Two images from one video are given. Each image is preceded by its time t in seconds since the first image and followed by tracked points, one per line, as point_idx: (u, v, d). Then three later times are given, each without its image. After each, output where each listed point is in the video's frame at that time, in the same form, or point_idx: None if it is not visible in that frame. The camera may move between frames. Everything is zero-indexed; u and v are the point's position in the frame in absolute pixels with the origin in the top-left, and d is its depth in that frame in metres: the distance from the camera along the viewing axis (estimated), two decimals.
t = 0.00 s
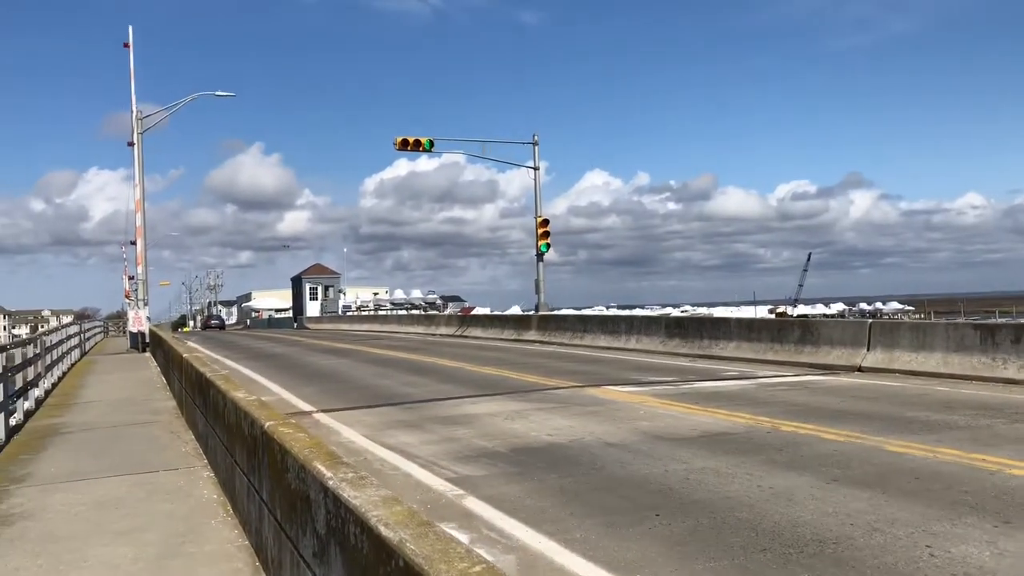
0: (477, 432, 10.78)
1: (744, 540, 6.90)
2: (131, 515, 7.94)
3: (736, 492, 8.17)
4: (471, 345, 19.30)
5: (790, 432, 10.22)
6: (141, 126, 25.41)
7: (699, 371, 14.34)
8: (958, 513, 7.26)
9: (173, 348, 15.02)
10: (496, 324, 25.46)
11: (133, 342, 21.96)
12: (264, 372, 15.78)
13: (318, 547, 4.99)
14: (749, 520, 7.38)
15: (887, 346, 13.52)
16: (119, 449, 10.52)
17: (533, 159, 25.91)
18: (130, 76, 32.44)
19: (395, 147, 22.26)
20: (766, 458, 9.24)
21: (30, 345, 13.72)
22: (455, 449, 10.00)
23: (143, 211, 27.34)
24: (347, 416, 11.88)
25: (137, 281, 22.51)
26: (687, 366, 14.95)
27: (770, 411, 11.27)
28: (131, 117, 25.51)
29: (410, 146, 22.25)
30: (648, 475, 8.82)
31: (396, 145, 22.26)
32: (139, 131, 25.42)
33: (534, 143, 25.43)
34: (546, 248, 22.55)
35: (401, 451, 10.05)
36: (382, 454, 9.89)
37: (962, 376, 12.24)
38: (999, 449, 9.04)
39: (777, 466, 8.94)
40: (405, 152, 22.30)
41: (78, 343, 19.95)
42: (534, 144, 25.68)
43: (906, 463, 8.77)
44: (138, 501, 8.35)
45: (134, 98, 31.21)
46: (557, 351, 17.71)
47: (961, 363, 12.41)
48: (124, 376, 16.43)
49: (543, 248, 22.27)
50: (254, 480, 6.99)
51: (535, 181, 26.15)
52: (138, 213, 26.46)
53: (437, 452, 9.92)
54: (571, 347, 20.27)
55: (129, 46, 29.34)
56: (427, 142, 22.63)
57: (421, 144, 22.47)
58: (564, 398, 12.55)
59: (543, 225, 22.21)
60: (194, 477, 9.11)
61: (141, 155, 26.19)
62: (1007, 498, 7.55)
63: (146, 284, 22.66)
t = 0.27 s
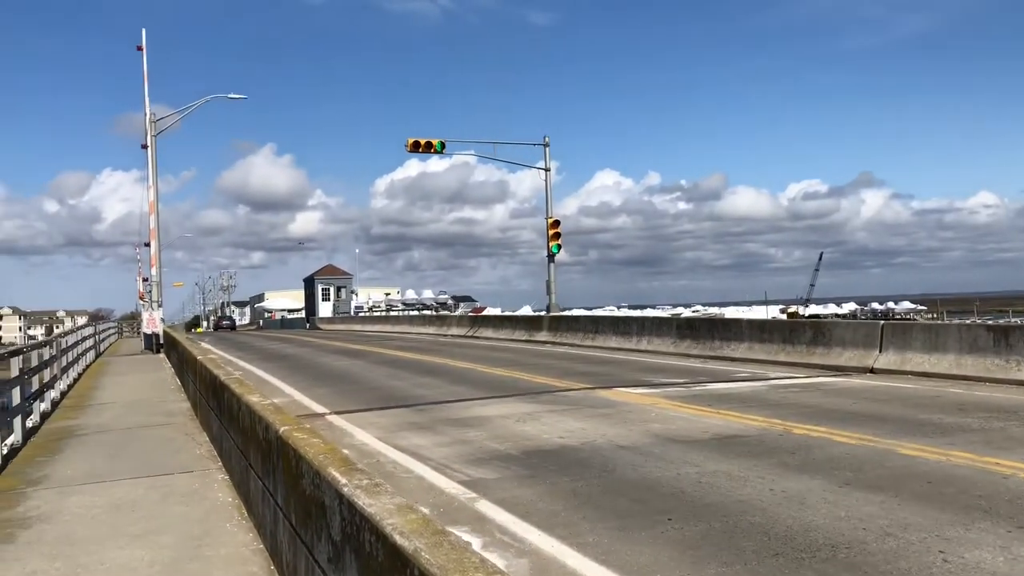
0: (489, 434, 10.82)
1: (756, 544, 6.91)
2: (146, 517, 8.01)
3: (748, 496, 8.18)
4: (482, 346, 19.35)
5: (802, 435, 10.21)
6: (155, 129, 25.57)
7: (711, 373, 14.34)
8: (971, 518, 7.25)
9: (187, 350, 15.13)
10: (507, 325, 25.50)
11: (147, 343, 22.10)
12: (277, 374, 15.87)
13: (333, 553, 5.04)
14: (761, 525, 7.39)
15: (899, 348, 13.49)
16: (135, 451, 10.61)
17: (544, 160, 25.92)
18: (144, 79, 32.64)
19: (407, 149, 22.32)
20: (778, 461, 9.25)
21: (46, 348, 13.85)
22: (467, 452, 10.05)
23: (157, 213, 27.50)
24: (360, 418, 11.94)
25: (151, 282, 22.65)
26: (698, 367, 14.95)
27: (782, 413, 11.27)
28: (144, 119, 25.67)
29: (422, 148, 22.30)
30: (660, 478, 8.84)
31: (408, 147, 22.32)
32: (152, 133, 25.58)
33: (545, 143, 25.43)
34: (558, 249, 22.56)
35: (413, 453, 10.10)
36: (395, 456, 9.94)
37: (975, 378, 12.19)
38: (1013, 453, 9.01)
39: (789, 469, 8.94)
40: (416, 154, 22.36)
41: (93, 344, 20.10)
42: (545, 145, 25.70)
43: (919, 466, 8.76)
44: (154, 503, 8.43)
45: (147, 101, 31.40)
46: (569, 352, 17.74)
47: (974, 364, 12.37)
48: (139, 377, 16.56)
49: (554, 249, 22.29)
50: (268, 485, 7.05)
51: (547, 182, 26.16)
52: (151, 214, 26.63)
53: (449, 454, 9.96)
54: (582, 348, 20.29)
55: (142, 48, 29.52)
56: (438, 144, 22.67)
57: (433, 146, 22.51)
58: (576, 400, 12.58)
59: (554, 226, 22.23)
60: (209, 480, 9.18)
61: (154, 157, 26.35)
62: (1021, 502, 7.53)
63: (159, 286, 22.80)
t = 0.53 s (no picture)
0: (503, 438, 10.85)
1: (771, 551, 6.91)
2: (164, 522, 8.08)
3: (763, 502, 8.17)
4: (497, 348, 19.38)
5: (818, 439, 10.18)
6: (171, 131, 25.74)
7: (726, 375, 14.31)
8: (987, 526, 7.22)
9: (203, 353, 15.23)
10: (521, 326, 25.52)
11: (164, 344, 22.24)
12: (292, 376, 15.96)
13: (349, 562, 5.08)
14: (776, 531, 7.38)
15: (916, 351, 13.41)
16: (152, 454, 10.70)
17: (558, 161, 25.91)
18: (160, 81, 32.85)
19: (421, 151, 22.37)
20: (793, 466, 9.23)
21: (64, 350, 13.98)
22: (481, 456, 10.08)
23: (173, 215, 27.69)
24: (374, 421, 11.99)
25: (168, 284, 22.80)
26: (713, 370, 14.92)
27: (797, 417, 11.23)
28: (161, 122, 25.84)
29: (436, 150, 22.34)
30: (674, 484, 8.84)
31: (422, 149, 22.36)
32: (169, 136, 25.75)
33: (558, 145, 25.44)
34: (572, 250, 22.56)
35: (428, 457, 10.14)
36: (409, 460, 9.99)
37: (992, 381, 12.11)
38: None
39: (804, 475, 8.92)
40: (431, 156, 22.40)
41: (110, 345, 20.26)
42: (559, 146, 25.69)
43: (935, 472, 8.71)
44: (171, 507, 8.50)
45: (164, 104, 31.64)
46: (583, 354, 17.75)
47: (991, 368, 12.28)
48: (156, 378, 16.68)
49: (568, 250, 22.29)
50: (285, 491, 7.10)
51: (561, 183, 26.16)
52: (168, 217, 26.81)
53: (463, 458, 9.99)
54: (597, 350, 20.28)
55: (158, 52, 29.69)
56: (452, 145, 22.71)
57: (447, 148, 22.55)
58: (590, 403, 12.58)
59: (568, 228, 22.23)
60: (225, 484, 9.25)
61: (171, 160, 26.52)
62: None
63: (176, 287, 22.94)
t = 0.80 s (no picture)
0: (515, 441, 10.84)
1: (782, 558, 6.88)
2: (176, 525, 8.12)
3: (775, 508, 8.13)
4: (508, 350, 19.38)
5: (830, 444, 10.13)
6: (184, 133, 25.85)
7: (738, 379, 14.26)
8: (1001, 534, 7.16)
9: (215, 355, 15.29)
10: (532, 328, 25.51)
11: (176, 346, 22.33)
12: (304, 378, 16.00)
13: (359, 570, 5.08)
14: (787, 539, 7.35)
15: (929, 354, 13.32)
16: (164, 456, 10.74)
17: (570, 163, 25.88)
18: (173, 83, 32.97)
19: (433, 153, 22.38)
20: (805, 471, 9.18)
21: (77, 352, 14.06)
22: (492, 459, 10.07)
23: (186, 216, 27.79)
24: (386, 424, 12.01)
25: (180, 285, 22.88)
26: (725, 373, 14.87)
27: (810, 422, 11.18)
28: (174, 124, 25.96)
29: (448, 152, 22.34)
30: (686, 489, 8.81)
31: (434, 151, 22.38)
32: (182, 138, 25.86)
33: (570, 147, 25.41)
34: (583, 252, 22.54)
35: (439, 460, 10.15)
36: (421, 463, 10.00)
37: (1007, 386, 12.01)
38: None
39: (816, 481, 8.87)
40: (442, 158, 22.41)
41: (123, 346, 20.37)
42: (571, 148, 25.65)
43: (949, 479, 8.65)
44: (183, 511, 8.53)
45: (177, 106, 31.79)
46: (595, 357, 17.72)
47: (1005, 372, 12.18)
48: (168, 380, 16.75)
49: (580, 252, 22.26)
50: (296, 496, 7.10)
51: (572, 185, 26.13)
52: (180, 219, 26.91)
53: (474, 462, 9.99)
54: (608, 352, 20.25)
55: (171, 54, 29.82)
56: (464, 147, 22.71)
57: (459, 150, 22.56)
58: (601, 406, 12.56)
59: (580, 230, 22.19)
60: (237, 487, 9.29)
61: (184, 162, 26.64)
62: None
63: (188, 289, 23.02)
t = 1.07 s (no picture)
0: (528, 445, 10.84)
1: (795, 566, 6.85)
2: (190, 527, 8.17)
3: (788, 515, 8.10)
4: (522, 351, 19.39)
5: (845, 450, 10.08)
6: (200, 134, 26.01)
7: (752, 383, 14.20)
8: (1017, 543, 7.10)
9: (230, 356, 15.38)
10: (546, 330, 25.50)
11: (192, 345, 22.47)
12: (318, 379, 16.07)
13: None
14: (801, 546, 7.32)
15: (945, 359, 13.22)
16: (180, 458, 10.82)
17: (584, 166, 25.86)
18: (190, 84, 33.17)
19: (447, 155, 22.42)
20: (819, 477, 9.14)
21: (94, 353, 14.17)
22: (505, 463, 10.08)
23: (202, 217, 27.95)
24: (399, 427, 12.03)
25: (197, 286, 23.02)
26: (739, 377, 14.82)
27: (824, 427, 11.13)
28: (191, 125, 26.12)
29: (462, 154, 22.37)
30: (699, 495, 8.79)
31: (448, 153, 22.41)
32: (198, 139, 26.03)
33: (585, 148, 25.38)
34: (598, 254, 22.51)
35: (452, 463, 10.17)
36: (433, 467, 10.02)
37: None
38: None
39: (831, 488, 8.82)
40: (457, 159, 22.44)
41: (139, 346, 20.52)
42: (585, 150, 25.64)
43: (964, 486, 8.59)
44: (197, 513, 8.59)
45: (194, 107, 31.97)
46: (609, 359, 17.70)
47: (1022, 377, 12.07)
48: (184, 380, 16.86)
49: (594, 254, 22.24)
50: (309, 499, 7.13)
51: (587, 187, 26.10)
52: (197, 219, 27.07)
53: (487, 465, 10.00)
54: (622, 354, 20.22)
55: (188, 56, 30.01)
56: (478, 149, 22.74)
57: (473, 152, 22.58)
58: (614, 410, 12.55)
59: (594, 231, 22.16)
60: (251, 489, 9.34)
61: (200, 163, 26.79)
62: None
63: (204, 289, 23.16)
